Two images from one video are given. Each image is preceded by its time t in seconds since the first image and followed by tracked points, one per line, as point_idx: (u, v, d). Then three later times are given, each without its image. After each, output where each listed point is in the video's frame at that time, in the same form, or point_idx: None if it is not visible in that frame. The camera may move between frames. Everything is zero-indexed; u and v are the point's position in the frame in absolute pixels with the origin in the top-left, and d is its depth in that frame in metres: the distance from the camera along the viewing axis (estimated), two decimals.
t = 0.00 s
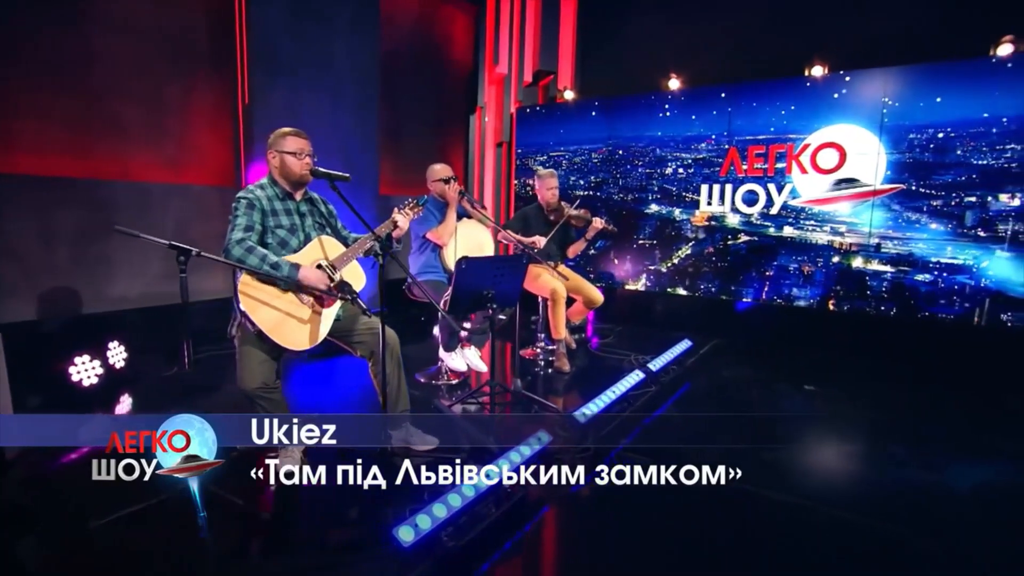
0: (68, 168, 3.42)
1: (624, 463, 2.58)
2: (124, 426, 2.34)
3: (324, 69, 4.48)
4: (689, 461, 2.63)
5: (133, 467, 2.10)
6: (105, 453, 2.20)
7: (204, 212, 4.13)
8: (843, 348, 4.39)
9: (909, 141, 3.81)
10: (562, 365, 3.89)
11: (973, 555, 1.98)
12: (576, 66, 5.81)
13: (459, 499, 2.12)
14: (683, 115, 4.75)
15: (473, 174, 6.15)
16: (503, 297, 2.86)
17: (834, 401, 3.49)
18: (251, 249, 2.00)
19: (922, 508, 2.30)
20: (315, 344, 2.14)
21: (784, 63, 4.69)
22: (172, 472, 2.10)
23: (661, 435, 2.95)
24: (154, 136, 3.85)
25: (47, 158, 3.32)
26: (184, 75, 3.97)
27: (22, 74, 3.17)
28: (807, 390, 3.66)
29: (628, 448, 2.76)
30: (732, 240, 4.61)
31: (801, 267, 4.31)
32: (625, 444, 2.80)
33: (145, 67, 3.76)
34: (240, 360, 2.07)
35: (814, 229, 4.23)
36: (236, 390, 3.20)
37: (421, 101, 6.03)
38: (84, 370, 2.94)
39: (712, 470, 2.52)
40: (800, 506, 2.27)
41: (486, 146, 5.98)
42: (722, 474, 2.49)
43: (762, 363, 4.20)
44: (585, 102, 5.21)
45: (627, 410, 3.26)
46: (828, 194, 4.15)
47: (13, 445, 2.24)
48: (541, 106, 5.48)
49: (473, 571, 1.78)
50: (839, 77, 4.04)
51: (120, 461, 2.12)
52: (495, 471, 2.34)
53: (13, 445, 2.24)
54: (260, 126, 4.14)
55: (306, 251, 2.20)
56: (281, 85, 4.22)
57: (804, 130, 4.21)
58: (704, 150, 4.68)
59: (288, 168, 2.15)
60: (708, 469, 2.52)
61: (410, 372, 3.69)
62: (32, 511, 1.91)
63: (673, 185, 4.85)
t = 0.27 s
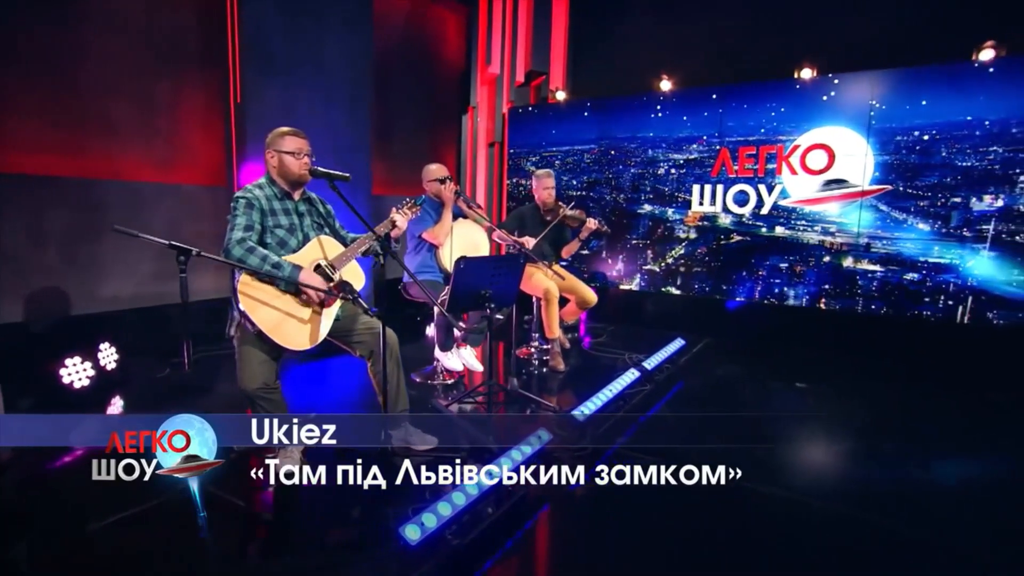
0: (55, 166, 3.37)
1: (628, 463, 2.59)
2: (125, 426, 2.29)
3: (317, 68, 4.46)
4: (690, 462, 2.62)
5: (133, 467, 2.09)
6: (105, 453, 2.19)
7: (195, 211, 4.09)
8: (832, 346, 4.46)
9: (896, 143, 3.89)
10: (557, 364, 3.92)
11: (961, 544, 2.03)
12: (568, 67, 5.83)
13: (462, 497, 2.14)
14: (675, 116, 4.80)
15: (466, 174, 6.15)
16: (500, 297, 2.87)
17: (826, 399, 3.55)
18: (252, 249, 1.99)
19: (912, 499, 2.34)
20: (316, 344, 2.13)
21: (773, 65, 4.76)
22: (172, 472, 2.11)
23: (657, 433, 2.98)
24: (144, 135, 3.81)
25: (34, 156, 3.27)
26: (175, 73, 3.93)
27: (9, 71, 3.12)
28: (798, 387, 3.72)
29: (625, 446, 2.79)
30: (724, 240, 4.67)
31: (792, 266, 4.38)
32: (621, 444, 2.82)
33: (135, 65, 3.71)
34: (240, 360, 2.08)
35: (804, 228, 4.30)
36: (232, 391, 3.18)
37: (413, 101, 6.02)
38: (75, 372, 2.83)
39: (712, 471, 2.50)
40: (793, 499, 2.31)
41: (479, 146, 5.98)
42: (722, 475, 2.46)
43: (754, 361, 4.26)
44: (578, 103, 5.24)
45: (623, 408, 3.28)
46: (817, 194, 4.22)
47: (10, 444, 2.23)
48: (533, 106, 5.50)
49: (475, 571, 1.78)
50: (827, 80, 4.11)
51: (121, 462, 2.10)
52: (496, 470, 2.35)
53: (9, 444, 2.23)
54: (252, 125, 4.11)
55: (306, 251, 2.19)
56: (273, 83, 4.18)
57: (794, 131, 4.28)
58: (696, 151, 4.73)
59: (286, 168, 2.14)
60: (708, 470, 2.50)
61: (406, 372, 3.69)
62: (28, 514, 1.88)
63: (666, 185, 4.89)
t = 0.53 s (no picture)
0: (43, 165, 3.32)
1: (634, 463, 2.61)
2: (125, 425, 2.20)
3: (309, 67, 4.43)
4: (687, 461, 2.65)
5: (132, 468, 2.08)
6: (106, 453, 2.14)
7: (186, 211, 4.04)
8: (821, 344, 4.54)
9: (883, 145, 3.97)
10: (552, 364, 3.93)
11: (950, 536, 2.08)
12: (559, 68, 5.85)
13: (466, 496, 2.16)
14: (666, 117, 4.85)
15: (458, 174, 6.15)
16: (497, 297, 2.88)
17: (816, 397, 3.60)
18: (250, 249, 1.98)
19: (900, 494, 2.40)
20: (315, 345, 2.13)
21: (762, 67, 4.83)
22: (172, 472, 2.09)
23: (651, 432, 3.02)
24: (135, 134, 3.77)
25: (21, 156, 3.21)
26: (165, 72, 3.89)
27: None
28: (789, 386, 3.78)
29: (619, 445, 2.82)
30: (716, 240, 4.73)
31: (782, 266, 4.45)
32: (618, 443, 2.85)
33: (125, 63, 3.67)
34: (240, 362, 2.11)
35: (794, 228, 4.37)
36: (225, 393, 3.15)
37: (405, 101, 6.01)
38: (65, 375, 2.78)
39: (712, 470, 2.52)
40: (787, 495, 2.35)
41: (471, 146, 5.97)
42: (722, 474, 2.48)
43: (745, 360, 4.32)
44: (569, 104, 5.27)
45: (618, 408, 3.32)
46: (807, 195, 4.29)
47: (11, 444, 2.26)
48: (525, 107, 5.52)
49: (477, 570, 1.78)
50: (815, 83, 4.18)
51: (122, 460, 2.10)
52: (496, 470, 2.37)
53: (9, 444, 2.25)
54: (243, 124, 4.07)
55: (305, 252, 2.18)
56: (265, 83, 4.15)
57: (784, 133, 4.35)
58: (687, 152, 4.78)
59: (285, 169, 2.13)
60: (708, 469, 2.52)
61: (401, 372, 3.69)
62: (22, 517, 1.86)
63: (658, 186, 4.94)
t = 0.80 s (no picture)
0: (33, 164, 3.27)
1: (630, 463, 2.63)
2: (125, 425, 2.18)
3: (301, 68, 4.41)
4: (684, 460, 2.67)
5: (132, 467, 2.07)
6: (106, 453, 2.12)
7: (177, 212, 4.01)
8: (811, 343, 4.61)
9: (871, 147, 4.04)
10: (546, 364, 3.95)
11: (940, 532, 2.12)
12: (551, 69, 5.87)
13: (467, 497, 2.16)
14: (659, 119, 4.89)
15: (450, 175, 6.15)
16: (494, 298, 2.89)
17: (807, 396, 3.65)
18: (248, 252, 1.97)
19: (888, 490, 2.44)
20: (314, 348, 2.14)
21: (752, 70, 4.90)
22: (172, 472, 2.07)
23: (645, 431, 3.04)
24: (125, 134, 3.73)
25: (9, 156, 3.16)
26: (156, 72, 3.85)
27: None
28: (780, 385, 3.83)
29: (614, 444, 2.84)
30: (708, 241, 4.78)
31: (772, 266, 4.52)
32: (614, 443, 2.88)
33: (115, 63, 3.62)
34: (240, 366, 2.13)
35: (785, 229, 4.43)
36: (219, 395, 3.13)
37: (397, 102, 5.99)
38: (57, 378, 2.76)
39: (712, 470, 2.54)
40: (779, 492, 2.39)
41: (463, 147, 5.97)
42: (722, 474, 2.50)
43: (736, 359, 4.37)
44: (562, 105, 5.28)
45: (614, 407, 3.35)
46: (798, 196, 4.35)
47: (13, 444, 2.26)
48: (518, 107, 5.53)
49: (478, 570, 1.79)
50: (805, 85, 4.24)
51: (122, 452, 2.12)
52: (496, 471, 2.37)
53: (10, 445, 2.24)
54: (236, 124, 4.05)
55: (303, 254, 2.18)
56: (257, 83, 4.13)
57: (774, 135, 4.40)
58: (679, 154, 4.83)
59: (284, 172, 2.12)
60: (708, 469, 2.55)
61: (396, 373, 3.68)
62: (17, 524, 1.84)
63: (651, 187, 4.97)
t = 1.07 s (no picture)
0: (22, 166, 3.22)
1: (628, 463, 2.66)
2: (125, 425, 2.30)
3: (292, 69, 4.38)
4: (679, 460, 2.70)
5: (133, 467, 2.15)
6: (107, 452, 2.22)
7: (168, 214, 3.97)
8: (800, 342, 4.67)
9: (859, 150, 4.10)
10: (540, 366, 3.95)
11: (930, 528, 2.17)
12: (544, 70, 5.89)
13: (466, 501, 2.15)
14: (650, 121, 4.92)
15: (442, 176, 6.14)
16: (489, 301, 2.90)
17: (797, 395, 3.70)
18: (245, 256, 1.97)
19: (877, 488, 2.49)
20: (312, 352, 2.15)
21: (742, 72, 4.95)
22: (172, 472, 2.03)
23: (640, 432, 3.07)
24: (114, 136, 3.68)
25: None
26: (145, 72, 3.80)
27: None
28: (771, 384, 3.88)
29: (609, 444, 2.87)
30: (699, 242, 4.82)
31: (762, 267, 4.57)
32: (609, 443, 2.90)
33: (104, 63, 3.58)
34: (236, 371, 2.12)
35: (775, 230, 4.49)
36: (212, 399, 3.11)
37: (389, 103, 5.98)
38: (46, 384, 2.62)
39: (712, 470, 2.57)
40: (771, 490, 2.43)
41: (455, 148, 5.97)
42: (722, 474, 2.53)
43: (728, 359, 4.42)
44: (555, 107, 5.30)
45: (608, 408, 3.38)
46: (788, 197, 4.41)
47: (13, 443, 2.40)
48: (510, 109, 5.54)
49: (478, 572, 1.80)
50: (795, 88, 4.29)
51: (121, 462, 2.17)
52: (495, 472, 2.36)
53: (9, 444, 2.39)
54: (227, 124, 4.01)
55: (299, 257, 2.17)
56: (248, 84, 4.09)
57: (764, 137, 4.46)
58: (671, 155, 4.86)
59: (283, 176, 2.11)
60: (708, 469, 2.57)
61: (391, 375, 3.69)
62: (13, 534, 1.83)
63: (643, 188, 5.01)
